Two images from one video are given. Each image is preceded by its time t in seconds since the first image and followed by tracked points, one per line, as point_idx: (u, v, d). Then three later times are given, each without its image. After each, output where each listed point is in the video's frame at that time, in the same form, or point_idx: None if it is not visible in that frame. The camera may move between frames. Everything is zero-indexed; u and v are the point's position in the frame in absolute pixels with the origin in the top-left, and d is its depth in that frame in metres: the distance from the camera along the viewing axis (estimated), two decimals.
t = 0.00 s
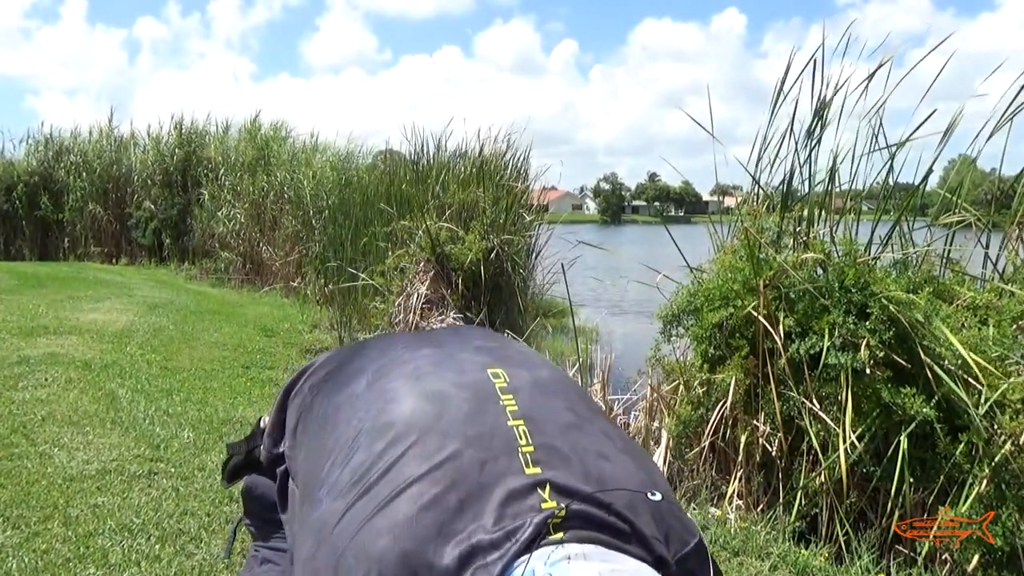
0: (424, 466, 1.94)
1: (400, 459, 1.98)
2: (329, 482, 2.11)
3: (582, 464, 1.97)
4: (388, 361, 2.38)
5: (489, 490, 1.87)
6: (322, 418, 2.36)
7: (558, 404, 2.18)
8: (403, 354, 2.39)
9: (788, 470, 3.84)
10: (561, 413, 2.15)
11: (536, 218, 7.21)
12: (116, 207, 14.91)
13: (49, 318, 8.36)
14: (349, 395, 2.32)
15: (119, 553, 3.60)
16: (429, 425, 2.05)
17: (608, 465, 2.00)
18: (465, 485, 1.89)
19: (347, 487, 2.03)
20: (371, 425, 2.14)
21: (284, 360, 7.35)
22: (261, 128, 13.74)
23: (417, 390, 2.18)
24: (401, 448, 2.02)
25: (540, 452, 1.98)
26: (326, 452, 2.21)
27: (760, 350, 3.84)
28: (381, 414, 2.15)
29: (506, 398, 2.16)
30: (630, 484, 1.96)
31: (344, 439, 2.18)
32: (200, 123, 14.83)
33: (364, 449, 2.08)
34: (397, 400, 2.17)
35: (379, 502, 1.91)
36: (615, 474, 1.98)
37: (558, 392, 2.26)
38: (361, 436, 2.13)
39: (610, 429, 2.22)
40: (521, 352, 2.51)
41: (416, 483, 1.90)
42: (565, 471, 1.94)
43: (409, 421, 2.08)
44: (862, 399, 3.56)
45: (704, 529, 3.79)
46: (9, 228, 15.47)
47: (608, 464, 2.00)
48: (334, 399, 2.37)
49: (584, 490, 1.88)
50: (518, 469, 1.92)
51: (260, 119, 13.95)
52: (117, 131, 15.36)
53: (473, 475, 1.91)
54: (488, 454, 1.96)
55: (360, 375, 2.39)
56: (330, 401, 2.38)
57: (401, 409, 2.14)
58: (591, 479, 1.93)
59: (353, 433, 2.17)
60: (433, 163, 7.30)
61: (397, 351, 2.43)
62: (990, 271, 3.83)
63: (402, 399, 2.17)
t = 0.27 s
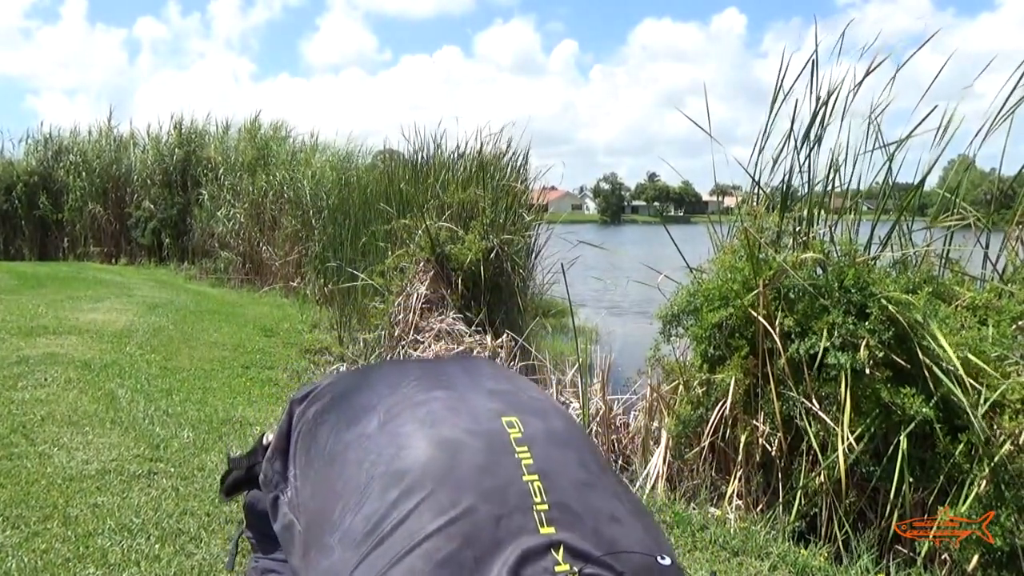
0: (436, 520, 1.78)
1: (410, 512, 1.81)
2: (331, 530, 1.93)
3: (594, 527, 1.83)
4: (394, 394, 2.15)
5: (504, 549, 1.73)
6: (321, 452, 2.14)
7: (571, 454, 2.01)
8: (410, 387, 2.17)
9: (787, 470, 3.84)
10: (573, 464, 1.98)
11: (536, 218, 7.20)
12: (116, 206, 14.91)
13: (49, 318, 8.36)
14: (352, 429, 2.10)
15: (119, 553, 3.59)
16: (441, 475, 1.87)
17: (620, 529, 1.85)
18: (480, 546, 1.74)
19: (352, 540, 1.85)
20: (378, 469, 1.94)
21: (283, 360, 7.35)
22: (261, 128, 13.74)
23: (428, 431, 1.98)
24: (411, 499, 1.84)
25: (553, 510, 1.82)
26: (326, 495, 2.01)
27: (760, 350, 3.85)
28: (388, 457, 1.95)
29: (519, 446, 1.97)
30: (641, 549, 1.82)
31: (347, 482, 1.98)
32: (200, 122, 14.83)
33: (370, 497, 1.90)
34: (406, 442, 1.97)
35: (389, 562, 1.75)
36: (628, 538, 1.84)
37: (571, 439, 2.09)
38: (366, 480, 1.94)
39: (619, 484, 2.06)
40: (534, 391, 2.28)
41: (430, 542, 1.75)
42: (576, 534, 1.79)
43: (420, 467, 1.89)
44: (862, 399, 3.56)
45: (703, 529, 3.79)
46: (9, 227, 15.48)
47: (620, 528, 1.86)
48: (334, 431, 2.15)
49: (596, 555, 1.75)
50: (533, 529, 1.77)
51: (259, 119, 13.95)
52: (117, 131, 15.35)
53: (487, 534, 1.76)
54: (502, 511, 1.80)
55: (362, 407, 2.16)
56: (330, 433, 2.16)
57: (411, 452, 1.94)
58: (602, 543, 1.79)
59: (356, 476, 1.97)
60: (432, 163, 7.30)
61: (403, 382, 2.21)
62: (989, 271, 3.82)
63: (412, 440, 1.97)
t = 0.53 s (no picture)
0: (447, 539, 1.67)
1: (418, 529, 1.71)
2: (335, 546, 1.81)
3: (602, 550, 1.71)
4: (401, 405, 2.02)
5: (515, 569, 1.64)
6: (326, 462, 2.02)
7: (581, 472, 1.88)
8: (418, 397, 2.03)
9: (787, 469, 3.84)
10: (582, 482, 1.85)
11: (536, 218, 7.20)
12: (116, 206, 14.91)
13: (49, 318, 8.36)
14: (358, 440, 1.97)
15: (119, 552, 3.60)
16: (450, 492, 1.75)
17: (628, 552, 1.73)
18: (490, 564, 1.64)
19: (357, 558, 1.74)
20: (385, 483, 1.82)
21: (283, 359, 7.36)
22: (261, 127, 13.74)
23: (437, 446, 1.85)
24: (420, 517, 1.73)
25: (563, 531, 1.71)
26: (330, 508, 1.89)
27: (760, 350, 3.85)
28: (395, 471, 1.83)
29: (529, 463, 1.83)
30: None
31: (352, 495, 1.86)
32: (200, 122, 14.83)
33: (377, 513, 1.78)
34: (414, 456, 1.84)
35: None
36: (636, 562, 1.72)
37: (581, 457, 1.94)
38: (372, 495, 1.82)
39: (626, 505, 1.93)
40: (545, 407, 2.11)
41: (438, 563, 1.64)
42: (586, 556, 1.68)
43: (429, 482, 1.77)
44: (862, 399, 3.56)
45: (703, 529, 3.79)
46: (9, 227, 15.48)
47: (627, 550, 1.74)
48: (339, 441, 2.02)
49: None
50: (542, 551, 1.66)
51: (259, 119, 13.94)
52: (117, 130, 15.35)
53: (497, 553, 1.66)
54: (514, 529, 1.69)
55: (368, 417, 2.03)
56: (334, 443, 2.03)
57: (419, 466, 1.82)
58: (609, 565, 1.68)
59: (361, 490, 1.85)
60: (432, 162, 7.30)
61: (411, 392, 2.06)
62: (989, 271, 3.81)
63: (421, 453, 1.84)
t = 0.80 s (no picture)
0: (450, 545, 1.64)
1: (421, 535, 1.67)
2: (334, 552, 1.77)
3: (604, 556, 1.70)
4: (402, 410, 2.00)
5: None
6: (325, 467, 1.99)
7: (583, 477, 1.86)
8: (419, 402, 2.02)
9: (787, 469, 3.84)
10: (585, 488, 1.84)
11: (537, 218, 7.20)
12: (116, 205, 14.91)
13: (49, 318, 8.35)
14: (359, 445, 1.95)
15: (119, 552, 3.60)
16: (453, 498, 1.72)
17: (630, 559, 1.73)
18: (493, 571, 1.62)
19: (357, 564, 1.69)
20: (386, 488, 1.79)
21: (283, 359, 7.36)
22: (261, 127, 13.73)
23: (439, 451, 1.83)
24: (422, 522, 1.69)
25: (566, 537, 1.70)
26: (330, 513, 1.86)
27: (760, 349, 3.85)
28: (397, 476, 1.80)
29: (532, 469, 1.81)
30: None
31: (353, 500, 1.82)
32: (200, 122, 14.83)
33: (378, 517, 1.75)
34: (416, 461, 1.81)
35: None
36: (637, 571, 1.72)
37: (583, 462, 1.93)
38: (373, 499, 1.79)
39: (627, 510, 1.93)
40: (547, 412, 2.10)
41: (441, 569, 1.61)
42: (589, 564, 1.67)
43: (431, 487, 1.75)
44: (862, 399, 3.56)
45: (704, 529, 3.79)
46: (10, 226, 15.49)
47: (630, 557, 1.73)
48: (339, 445, 2.00)
49: None
50: (546, 557, 1.65)
51: (259, 118, 13.94)
52: (116, 129, 15.35)
53: (501, 559, 1.64)
54: (518, 535, 1.67)
55: (369, 422, 2.01)
56: (335, 448, 2.01)
57: (421, 470, 1.79)
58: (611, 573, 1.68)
59: (362, 494, 1.81)
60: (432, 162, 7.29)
61: (412, 396, 2.05)
62: (989, 270, 3.82)
63: (423, 458, 1.82)
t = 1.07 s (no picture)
0: (457, 545, 1.63)
1: (426, 535, 1.65)
2: (336, 554, 1.73)
3: (606, 557, 1.70)
4: (403, 411, 1.97)
5: None
6: (324, 469, 1.94)
7: (584, 478, 1.86)
8: (420, 404, 1.99)
9: (788, 468, 3.84)
10: (586, 488, 1.84)
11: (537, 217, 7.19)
12: (117, 205, 14.92)
13: (50, 317, 8.35)
14: (359, 446, 1.91)
15: (120, 551, 3.60)
16: (458, 498, 1.70)
17: (631, 560, 1.73)
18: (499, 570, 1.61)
19: (362, 565, 1.66)
20: (390, 489, 1.76)
21: (284, 358, 7.36)
22: (261, 126, 13.74)
23: (441, 452, 1.80)
24: (428, 523, 1.67)
25: (570, 538, 1.70)
26: (331, 515, 1.81)
27: (760, 348, 3.85)
28: (400, 477, 1.77)
29: (534, 469, 1.80)
30: None
31: (355, 501, 1.79)
32: (200, 121, 14.84)
33: (382, 518, 1.71)
34: (419, 462, 1.79)
35: None
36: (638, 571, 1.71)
37: (584, 463, 1.93)
38: (376, 500, 1.75)
39: (627, 511, 1.92)
40: (546, 415, 2.09)
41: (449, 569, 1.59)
42: (592, 565, 1.67)
43: (436, 487, 1.72)
44: (862, 398, 3.56)
45: (704, 528, 3.79)
46: (10, 225, 15.51)
47: (631, 558, 1.73)
48: (339, 447, 1.95)
49: None
50: (551, 558, 1.65)
51: (260, 118, 13.93)
52: (117, 129, 15.35)
53: (506, 560, 1.63)
54: (523, 535, 1.67)
55: (369, 424, 1.97)
56: (334, 451, 1.96)
57: (424, 471, 1.76)
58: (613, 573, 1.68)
59: (364, 495, 1.78)
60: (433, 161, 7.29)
61: (413, 399, 2.02)
62: (990, 270, 3.81)
63: (426, 459, 1.79)
